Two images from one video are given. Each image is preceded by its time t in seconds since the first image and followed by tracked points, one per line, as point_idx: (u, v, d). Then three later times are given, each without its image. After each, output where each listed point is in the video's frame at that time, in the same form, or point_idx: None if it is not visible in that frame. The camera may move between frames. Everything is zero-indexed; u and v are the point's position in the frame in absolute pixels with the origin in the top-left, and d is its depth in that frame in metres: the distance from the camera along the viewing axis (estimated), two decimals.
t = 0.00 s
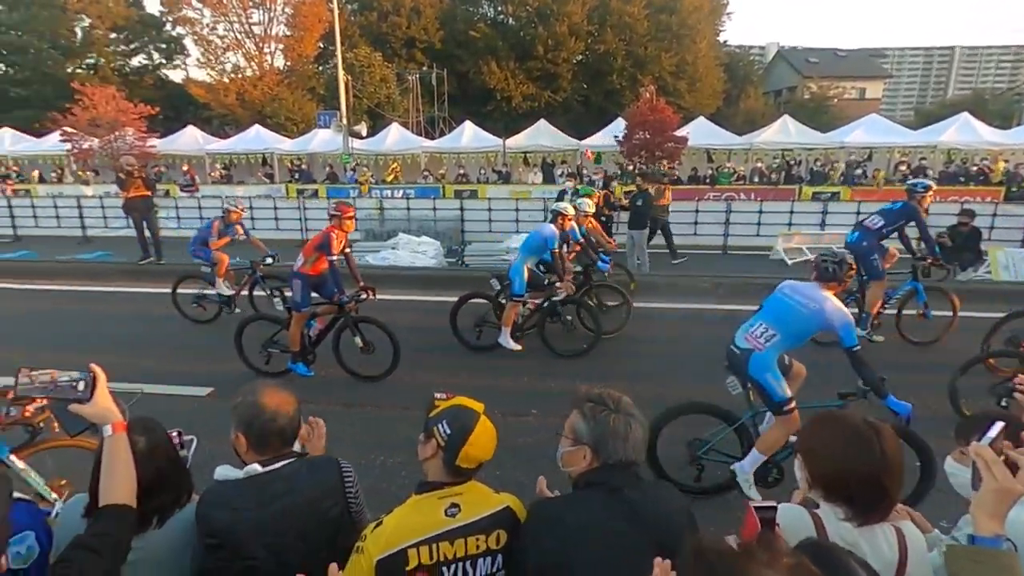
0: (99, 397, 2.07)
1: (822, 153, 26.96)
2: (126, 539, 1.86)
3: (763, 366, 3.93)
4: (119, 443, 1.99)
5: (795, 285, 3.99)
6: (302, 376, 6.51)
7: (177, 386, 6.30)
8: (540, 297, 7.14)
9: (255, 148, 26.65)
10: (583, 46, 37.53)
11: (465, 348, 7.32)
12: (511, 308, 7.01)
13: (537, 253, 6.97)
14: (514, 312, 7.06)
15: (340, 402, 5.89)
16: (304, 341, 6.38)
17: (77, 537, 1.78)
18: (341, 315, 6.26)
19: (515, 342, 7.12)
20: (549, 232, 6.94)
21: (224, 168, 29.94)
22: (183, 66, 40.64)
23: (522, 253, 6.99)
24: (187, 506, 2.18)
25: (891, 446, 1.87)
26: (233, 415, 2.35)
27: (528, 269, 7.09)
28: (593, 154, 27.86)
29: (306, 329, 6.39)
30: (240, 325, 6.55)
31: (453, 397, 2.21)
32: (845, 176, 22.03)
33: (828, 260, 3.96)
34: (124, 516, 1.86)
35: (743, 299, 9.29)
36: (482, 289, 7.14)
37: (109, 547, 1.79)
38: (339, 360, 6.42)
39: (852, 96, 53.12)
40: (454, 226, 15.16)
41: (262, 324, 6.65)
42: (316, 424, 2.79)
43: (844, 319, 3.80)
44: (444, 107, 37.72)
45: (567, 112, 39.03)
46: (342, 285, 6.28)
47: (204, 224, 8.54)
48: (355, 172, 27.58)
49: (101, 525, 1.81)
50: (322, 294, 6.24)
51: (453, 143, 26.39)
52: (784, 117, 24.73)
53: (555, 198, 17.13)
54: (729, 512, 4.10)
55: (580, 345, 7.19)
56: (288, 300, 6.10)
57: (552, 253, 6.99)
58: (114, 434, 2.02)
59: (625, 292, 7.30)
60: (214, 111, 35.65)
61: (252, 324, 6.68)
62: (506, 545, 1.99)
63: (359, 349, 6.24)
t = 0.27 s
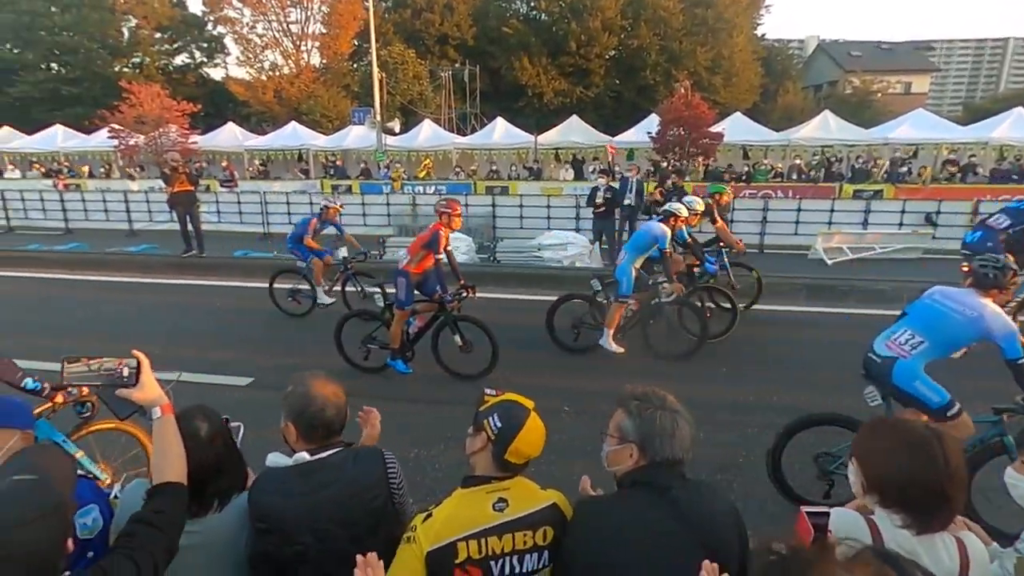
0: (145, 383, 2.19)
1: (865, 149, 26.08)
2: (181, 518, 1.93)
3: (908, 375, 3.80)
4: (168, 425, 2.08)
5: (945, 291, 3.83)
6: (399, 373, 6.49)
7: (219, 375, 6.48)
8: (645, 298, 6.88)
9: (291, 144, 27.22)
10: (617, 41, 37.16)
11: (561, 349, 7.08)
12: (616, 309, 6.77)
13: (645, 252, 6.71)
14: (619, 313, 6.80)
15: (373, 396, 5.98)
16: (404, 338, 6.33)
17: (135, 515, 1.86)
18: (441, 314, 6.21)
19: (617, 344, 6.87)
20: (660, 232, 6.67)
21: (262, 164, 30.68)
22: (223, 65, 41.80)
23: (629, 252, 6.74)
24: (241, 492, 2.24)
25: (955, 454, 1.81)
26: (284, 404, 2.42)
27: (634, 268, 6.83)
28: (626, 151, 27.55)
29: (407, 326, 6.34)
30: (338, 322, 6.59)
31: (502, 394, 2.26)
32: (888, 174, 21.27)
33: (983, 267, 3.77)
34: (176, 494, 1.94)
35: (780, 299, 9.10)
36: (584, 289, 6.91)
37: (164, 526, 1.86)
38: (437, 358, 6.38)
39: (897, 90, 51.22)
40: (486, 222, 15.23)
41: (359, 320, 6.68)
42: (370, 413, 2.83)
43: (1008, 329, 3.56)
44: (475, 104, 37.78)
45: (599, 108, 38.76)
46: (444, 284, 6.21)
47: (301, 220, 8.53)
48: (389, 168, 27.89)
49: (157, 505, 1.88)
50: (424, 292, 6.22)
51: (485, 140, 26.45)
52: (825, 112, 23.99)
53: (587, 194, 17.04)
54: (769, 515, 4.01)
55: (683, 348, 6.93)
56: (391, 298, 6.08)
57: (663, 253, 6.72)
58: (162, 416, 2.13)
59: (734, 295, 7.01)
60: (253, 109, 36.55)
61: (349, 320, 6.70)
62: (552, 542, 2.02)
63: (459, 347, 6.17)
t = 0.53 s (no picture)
0: (187, 366, 2.21)
1: (904, 144, 25.24)
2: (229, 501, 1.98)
3: None
4: (210, 409, 2.14)
5: None
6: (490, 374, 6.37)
7: (255, 365, 6.62)
8: (753, 299, 6.54)
9: (321, 139, 27.61)
10: (646, 35, 36.66)
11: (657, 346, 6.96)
12: (722, 309, 6.47)
13: (759, 251, 6.36)
14: (725, 314, 6.50)
15: (403, 388, 6.05)
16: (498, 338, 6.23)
17: (186, 495, 1.92)
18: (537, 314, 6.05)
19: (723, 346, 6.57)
20: (776, 230, 6.29)
21: (292, 159, 31.22)
22: (255, 61, 42.59)
23: (740, 251, 6.41)
24: (290, 477, 2.29)
25: (1019, 458, 1.76)
26: (329, 392, 2.46)
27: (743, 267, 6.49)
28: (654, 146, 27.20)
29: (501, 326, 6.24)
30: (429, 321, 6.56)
31: (547, 389, 2.31)
32: (929, 170, 20.58)
33: None
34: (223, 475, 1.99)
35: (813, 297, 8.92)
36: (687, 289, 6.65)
37: (213, 507, 1.92)
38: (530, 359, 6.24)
39: (937, 83, 49.41)
40: (513, 218, 15.26)
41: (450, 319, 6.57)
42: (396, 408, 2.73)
43: None
44: (502, 98, 37.69)
45: (626, 103, 38.35)
46: (542, 283, 6.06)
47: (392, 218, 8.33)
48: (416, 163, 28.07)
49: (207, 487, 1.94)
50: (520, 292, 6.06)
51: (512, 135, 26.42)
52: (862, 106, 23.28)
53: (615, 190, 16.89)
54: (807, 516, 3.94)
55: (792, 353, 6.53)
56: (489, 297, 5.92)
57: (778, 252, 6.35)
58: (204, 398, 2.17)
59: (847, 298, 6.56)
60: (284, 105, 37.17)
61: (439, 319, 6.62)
62: (598, 534, 2.06)
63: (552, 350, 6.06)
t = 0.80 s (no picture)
0: (229, 348, 2.28)
1: (958, 140, 24.09)
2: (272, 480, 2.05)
3: None
4: (252, 388, 2.23)
5: None
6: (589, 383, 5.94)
7: (295, 355, 6.79)
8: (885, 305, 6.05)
9: (359, 135, 28.05)
10: (685, 28, 35.95)
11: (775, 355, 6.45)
12: (849, 316, 6.01)
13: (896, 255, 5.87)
14: (854, 321, 6.03)
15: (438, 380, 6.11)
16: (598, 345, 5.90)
17: (234, 474, 2.00)
18: (643, 320, 5.66)
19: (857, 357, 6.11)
20: (917, 236, 5.83)
21: (331, 155, 31.81)
22: (296, 58, 43.55)
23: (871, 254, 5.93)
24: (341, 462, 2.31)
25: None
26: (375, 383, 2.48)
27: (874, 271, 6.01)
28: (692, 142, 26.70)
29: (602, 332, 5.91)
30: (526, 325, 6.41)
31: (588, 380, 2.32)
32: (985, 167, 19.59)
33: None
34: (264, 456, 2.05)
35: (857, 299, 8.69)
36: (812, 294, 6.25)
37: (256, 485, 1.98)
38: (632, 370, 5.77)
39: (995, 77, 46.98)
40: (549, 214, 15.22)
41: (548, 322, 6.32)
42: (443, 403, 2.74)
43: None
44: (538, 94, 37.46)
45: (664, 98, 37.74)
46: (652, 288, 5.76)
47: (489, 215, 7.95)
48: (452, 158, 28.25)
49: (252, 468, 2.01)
50: (625, 295, 5.72)
51: (547, 131, 26.30)
52: (913, 100, 22.32)
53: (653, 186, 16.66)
54: (853, 524, 3.80)
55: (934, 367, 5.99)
56: (597, 299, 5.64)
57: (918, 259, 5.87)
58: (247, 380, 2.26)
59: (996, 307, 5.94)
60: (323, 102, 37.88)
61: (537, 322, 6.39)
62: (643, 526, 2.03)
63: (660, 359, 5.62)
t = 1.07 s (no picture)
0: (288, 338, 2.33)
1: None
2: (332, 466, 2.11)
3: None
4: (309, 377, 2.29)
5: None
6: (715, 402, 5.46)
7: (346, 347, 6.99)
8: None
9: (407, 133, 28.53)
10: (739, 23, 35.00)
11: (883, 367, 6.04)
12: None
13: None
14: None
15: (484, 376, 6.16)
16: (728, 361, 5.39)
17: (295, 459, 2.06)
18: (782, 334, 5.19)
19: None
20: None
21: (381, 152, 32.52)
22: (349, 58, 44.65)
23: None
24: (401, 451, 2.37)
25: None
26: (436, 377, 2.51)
27: None
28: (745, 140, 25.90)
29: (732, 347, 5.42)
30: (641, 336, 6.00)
31: (646, 378, 2.31)
32: None
33: None
34: (322, 442, 2.10)
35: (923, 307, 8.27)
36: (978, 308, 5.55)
37: (317, 469, 2.04)
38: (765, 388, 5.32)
39: None
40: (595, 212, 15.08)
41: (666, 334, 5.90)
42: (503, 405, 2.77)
43: None
44: (586, 92, 37.10)
45: (716, 95, 36.78)
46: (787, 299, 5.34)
47: (604, 217, 7.70)
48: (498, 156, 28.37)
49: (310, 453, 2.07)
50: (761, 306, 5.31)
51: (594, 129, 26.02)
52: (989, 96, 20.93)
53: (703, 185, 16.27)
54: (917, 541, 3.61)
55: None
56: (730, 310, 5.29)
57: None
58: (304, 369, 2.32)
59: None
60: (374, 100, 38.70)
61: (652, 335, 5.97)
62: (702, 523, 2.00)
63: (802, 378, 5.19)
